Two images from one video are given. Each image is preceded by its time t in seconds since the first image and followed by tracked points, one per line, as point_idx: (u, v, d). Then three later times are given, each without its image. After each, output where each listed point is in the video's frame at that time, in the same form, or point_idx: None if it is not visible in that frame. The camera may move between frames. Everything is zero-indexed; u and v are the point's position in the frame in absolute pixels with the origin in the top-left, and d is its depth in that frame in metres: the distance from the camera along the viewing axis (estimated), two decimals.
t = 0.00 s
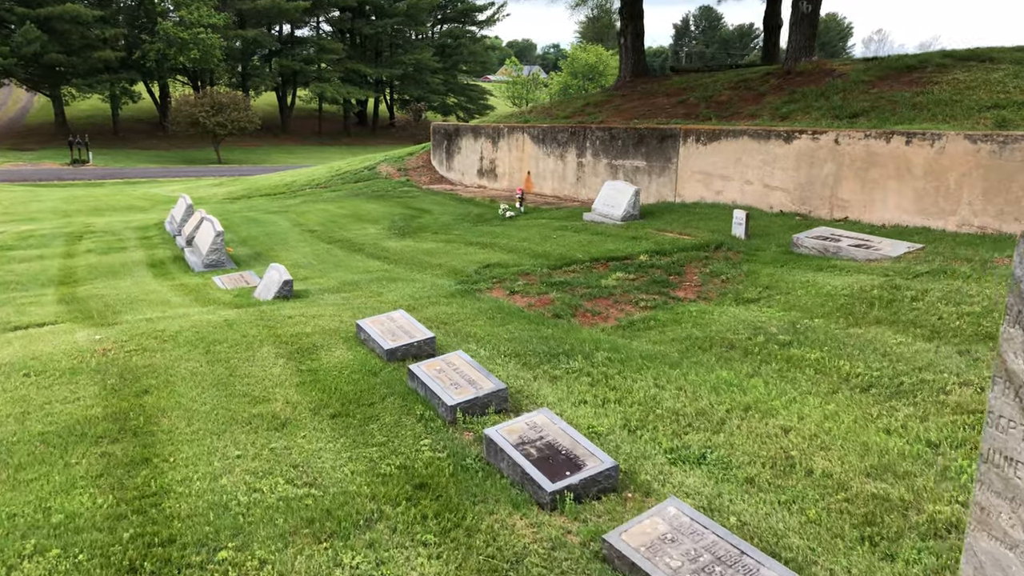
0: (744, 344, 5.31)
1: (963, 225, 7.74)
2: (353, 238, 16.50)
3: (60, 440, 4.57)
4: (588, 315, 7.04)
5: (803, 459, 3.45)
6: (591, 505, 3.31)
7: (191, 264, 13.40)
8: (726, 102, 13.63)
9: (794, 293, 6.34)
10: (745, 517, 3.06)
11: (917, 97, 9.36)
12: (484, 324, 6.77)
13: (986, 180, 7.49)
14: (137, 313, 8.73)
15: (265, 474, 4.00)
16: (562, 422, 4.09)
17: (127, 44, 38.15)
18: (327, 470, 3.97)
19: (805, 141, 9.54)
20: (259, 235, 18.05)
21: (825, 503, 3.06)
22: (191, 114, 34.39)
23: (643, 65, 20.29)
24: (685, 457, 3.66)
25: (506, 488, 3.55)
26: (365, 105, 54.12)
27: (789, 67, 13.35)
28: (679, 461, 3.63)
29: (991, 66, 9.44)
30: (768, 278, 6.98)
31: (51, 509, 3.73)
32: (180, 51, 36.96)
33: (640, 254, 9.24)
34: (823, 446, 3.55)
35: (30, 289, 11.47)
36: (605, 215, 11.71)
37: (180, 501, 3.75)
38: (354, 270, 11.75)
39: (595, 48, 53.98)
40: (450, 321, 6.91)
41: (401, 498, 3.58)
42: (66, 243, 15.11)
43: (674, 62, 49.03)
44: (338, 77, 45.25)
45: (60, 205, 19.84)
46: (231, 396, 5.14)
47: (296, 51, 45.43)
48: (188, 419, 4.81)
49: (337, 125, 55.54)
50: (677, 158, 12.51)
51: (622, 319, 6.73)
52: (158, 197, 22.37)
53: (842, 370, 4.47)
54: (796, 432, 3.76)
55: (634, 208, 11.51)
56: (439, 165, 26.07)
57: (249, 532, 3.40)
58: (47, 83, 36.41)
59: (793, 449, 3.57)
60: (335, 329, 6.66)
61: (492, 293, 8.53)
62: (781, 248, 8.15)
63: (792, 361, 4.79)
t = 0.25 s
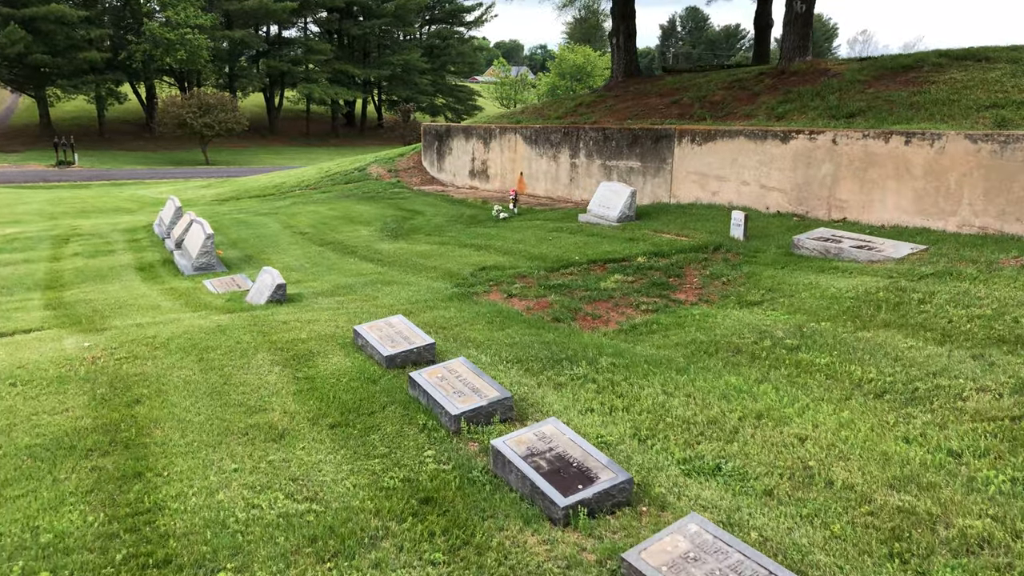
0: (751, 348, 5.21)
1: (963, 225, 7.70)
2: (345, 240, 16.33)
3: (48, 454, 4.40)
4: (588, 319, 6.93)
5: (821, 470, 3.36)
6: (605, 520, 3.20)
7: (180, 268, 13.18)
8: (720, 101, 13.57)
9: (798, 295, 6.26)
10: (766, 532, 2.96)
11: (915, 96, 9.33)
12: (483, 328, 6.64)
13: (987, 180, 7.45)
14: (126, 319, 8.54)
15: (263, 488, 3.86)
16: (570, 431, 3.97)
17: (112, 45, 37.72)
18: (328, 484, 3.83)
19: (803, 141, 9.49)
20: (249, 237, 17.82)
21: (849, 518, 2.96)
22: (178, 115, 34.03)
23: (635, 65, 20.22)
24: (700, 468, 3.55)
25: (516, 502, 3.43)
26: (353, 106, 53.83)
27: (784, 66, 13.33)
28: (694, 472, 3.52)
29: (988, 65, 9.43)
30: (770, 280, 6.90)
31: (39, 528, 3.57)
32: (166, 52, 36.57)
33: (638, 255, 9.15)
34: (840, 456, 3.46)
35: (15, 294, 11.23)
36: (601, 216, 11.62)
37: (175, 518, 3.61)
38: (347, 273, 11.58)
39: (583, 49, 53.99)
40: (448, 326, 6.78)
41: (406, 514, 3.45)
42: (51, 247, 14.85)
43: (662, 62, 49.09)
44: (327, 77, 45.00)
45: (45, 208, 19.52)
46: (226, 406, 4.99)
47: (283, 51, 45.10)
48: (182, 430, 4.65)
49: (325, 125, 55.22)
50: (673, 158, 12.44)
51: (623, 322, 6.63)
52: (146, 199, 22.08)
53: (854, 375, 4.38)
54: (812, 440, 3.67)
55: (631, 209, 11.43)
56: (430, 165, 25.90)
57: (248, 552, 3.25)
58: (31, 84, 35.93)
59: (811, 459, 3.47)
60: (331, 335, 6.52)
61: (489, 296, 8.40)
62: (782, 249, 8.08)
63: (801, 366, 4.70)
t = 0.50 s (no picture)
0: (759, 351, 5.08)
1: (966, 225, 7.63)
2: (336, 240, 16.12)
3: (30, 466, 4.19)
4: (589, 321, 6.78)
5: (843, 480, 3.22)
6: (620, 536, 3.04)
7: (167, 269, 12.92)
8: (715, 101, 13.51)
9: (803, 296, 6.14)
10: (790, 547, 2.82)
11: (914, 95, 9.30)
12: (481, 330, 6.48)
13: (990, 179, 7.38)
14: (112, 322, 8.30)
15: (258, 502, 3.68)
16: (578, 440, 3.81)
17: (97, 43, 37.21)
18: (326, 498, 3.65)
19: (801, 140, 9.40)
20: (238, 238, 17.56)
21: (876, 533, 2.82)
22: (164, 114, 33.61)
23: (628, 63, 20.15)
24: (715, 479, 3.41)
25: (524, 517, 3.26)
26: (342, 105, 53.49)
27: (779, 64, 13.29)
28: (709, 483, 3.38)
29: (986, 63, 9.40)
30: (773, 281, 6.79)
31: (19, 547, 3.37)
32: (152, 51, 36.13)
33: (636, 256, 9.03)
34: (861, 466, 3.32)
35: None
36: (597, 216, 11.49)
37: (165, 536, 3.42)
38: (339, 275, 11.39)
39: (571, 49, 53.94)
40: (445, 328, 6.62)
41: (409, 530, 3.28)
42: (35, 248, 14.54)
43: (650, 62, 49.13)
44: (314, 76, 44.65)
45: (28, 208, 19.15)
46: (217, 414, 4.79)
47: (270, 50, 44.71)
48: (171, 440, 4.45)
49: (314, 125, 54.84)
50: (668, 157, 12.34)
51: (625, 324, 6.48)
52: (131, 199, 21.74)
53: (868, 380, 4.25)
54: (831, 448, 3.53)
55: (627, 208, 11.31)
56: (420, 165, 25.69)
57: (242, 572, 3.07)
58: (14, 83, 35.37)
59: (831, 468, 3.33)
60: (326, 338, 6.34)
61: (485, 298, 8.24)
62: (783, 249, 7.97)
63: (812, 371, 4.57)
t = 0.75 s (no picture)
0: (769, 356, 4.93)
1: (971, 224, 7.56)
2: (326, 241, 15.87)
3: (7, 484, 3.95)
4: (590, 325, 6.62)
5: (869, 495, 3.06)
6: (637, 557, 2.87)
7: (154, 271, 12.64)
8: (710, 99, 13.46)
9: (809, 298, 6.02)
10: (820, 569, 2.66)
11: (915, 92, 9.28)
12: (481, 334, 6.32)
13: (995, 177, 7.32)
14: (96, 327, 8.05)
15: (251, 521, 3.47)
16: (588, 452, 3.64)
17: (80, 42, 36.65)
18: (323, 517, 3.45)
19: (801, 138, 9.34)
20: (226, 239, 17.27)
21: (911, 554, 2.66)
22: (149, 114, 33.14)
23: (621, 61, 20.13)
24: (734, 495, 3.24)
25: (534, 537, 3.09)
26: (329, 104, 53.09)
27: (776, 62, 13.31)
28: (729, 498, 3.21)
29: (986, 61, 9.38)
30: (778, 283, 6.67)
31: None
32: (137, 49, 35.63)
33: (635, 257, 8.90)
34: (888, 479, 3.16)
35: None
36: (593, 216, 11.36)
37: (151, 560, 3.21)
38: (331, 277, 11.18)
39: (559, 48, 53.83)
40: (443, 332, 6.45)
41: (413, 552, 3.09)
42: (17, 250, 14.18)
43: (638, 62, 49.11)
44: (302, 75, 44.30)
45: (10, 209, 18.74)
46: (207, 425, 4.58)
47: (257, 49, 44.27)
48: (158, 455, 4.23)
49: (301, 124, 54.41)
50: (664, 157, 12.23)
51: (627, 328, 6.33)
52: (116, 199, 21.34)
53: (885, 387, 4.09)
54: (853, 460, 3.38)
55: (624, 208, 11.18)
56: (410, 164, 25.47)
57: None
58: None
59: (856, 482, 3.17)
60: (321, 343, 6.15)
61: (482, 301, 8.07)
62: (785, 249, 7.86)
63: (826, 377, 4.42)
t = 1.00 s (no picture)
0: (778, 360, 4.81)
1: (973, 224, 7.50)
2: (317, 241, 15.68)
3: None
4: (591, 328, 6.50)
5: (896, 509, 2.94)
6: None
7: (142, 273, 12.41)
8: (705, 97, 13.38)
9: (815, 300, 5.93)
10: None
11: (914, 90, 9.22)
12: (480, 338, 6.19)
13: (999, 175, 7.26)
14: (83, 332, 7.85)
15: (248, 540, 3.31)
16: (599, 464, 3.50)
17: (66, 40, 36.20)
18: (323, 534, 3.29)
19: (799, 137, 9.26)
20: (215, 239, 17.04)
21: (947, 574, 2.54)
22: (136, 113, 32.74)
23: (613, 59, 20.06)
24: (754, 509, 3.11)
25: (547, 556, 2.95)
26: (318, 103, 52.73)
27: (772, 59, 13.25)
28: (748, 512, 3.09)
29: (985, 59, 9.35)
30: (782, 283, 6.57)
31: None
32: (123, 48, 35.21)
33: (633, 257, 8.82)
34: (913, 492, 3.04)
35: None
36: (589, 216, 11.28)
37: None
38: (323, 278, 11.01)
39: (548, 47, 53.64)
40: (441, 336, 6.31)
41: (420, 572, 2.94)
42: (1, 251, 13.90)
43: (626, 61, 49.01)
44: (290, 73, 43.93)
45: None
46: (199, 436, 4.40)
47: (245, 48, 43.87)
48: (148, 468, 4.06)
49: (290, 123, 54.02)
50: (660, 155, 12.15)
51: (629, 331, 6.21)
52: (103, 199, 21.03)
53: (901, 393, 3.97)
54: (875, 469, 3.26)
55: (621, 208, 11.08)
56: (401, 163, 25.26)
57: None
58: None
59: (881, 494, 3.06)
60: (316, 348, 5.99)
61: (479, 304, 7.93)
62: (787, 250, 7.77)
63: (838, 382, 4.30)
